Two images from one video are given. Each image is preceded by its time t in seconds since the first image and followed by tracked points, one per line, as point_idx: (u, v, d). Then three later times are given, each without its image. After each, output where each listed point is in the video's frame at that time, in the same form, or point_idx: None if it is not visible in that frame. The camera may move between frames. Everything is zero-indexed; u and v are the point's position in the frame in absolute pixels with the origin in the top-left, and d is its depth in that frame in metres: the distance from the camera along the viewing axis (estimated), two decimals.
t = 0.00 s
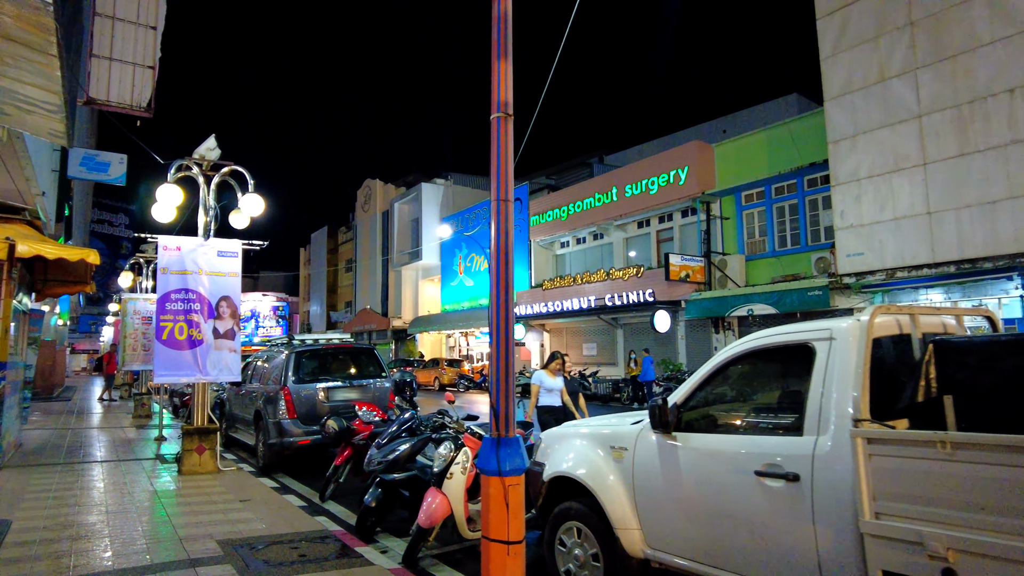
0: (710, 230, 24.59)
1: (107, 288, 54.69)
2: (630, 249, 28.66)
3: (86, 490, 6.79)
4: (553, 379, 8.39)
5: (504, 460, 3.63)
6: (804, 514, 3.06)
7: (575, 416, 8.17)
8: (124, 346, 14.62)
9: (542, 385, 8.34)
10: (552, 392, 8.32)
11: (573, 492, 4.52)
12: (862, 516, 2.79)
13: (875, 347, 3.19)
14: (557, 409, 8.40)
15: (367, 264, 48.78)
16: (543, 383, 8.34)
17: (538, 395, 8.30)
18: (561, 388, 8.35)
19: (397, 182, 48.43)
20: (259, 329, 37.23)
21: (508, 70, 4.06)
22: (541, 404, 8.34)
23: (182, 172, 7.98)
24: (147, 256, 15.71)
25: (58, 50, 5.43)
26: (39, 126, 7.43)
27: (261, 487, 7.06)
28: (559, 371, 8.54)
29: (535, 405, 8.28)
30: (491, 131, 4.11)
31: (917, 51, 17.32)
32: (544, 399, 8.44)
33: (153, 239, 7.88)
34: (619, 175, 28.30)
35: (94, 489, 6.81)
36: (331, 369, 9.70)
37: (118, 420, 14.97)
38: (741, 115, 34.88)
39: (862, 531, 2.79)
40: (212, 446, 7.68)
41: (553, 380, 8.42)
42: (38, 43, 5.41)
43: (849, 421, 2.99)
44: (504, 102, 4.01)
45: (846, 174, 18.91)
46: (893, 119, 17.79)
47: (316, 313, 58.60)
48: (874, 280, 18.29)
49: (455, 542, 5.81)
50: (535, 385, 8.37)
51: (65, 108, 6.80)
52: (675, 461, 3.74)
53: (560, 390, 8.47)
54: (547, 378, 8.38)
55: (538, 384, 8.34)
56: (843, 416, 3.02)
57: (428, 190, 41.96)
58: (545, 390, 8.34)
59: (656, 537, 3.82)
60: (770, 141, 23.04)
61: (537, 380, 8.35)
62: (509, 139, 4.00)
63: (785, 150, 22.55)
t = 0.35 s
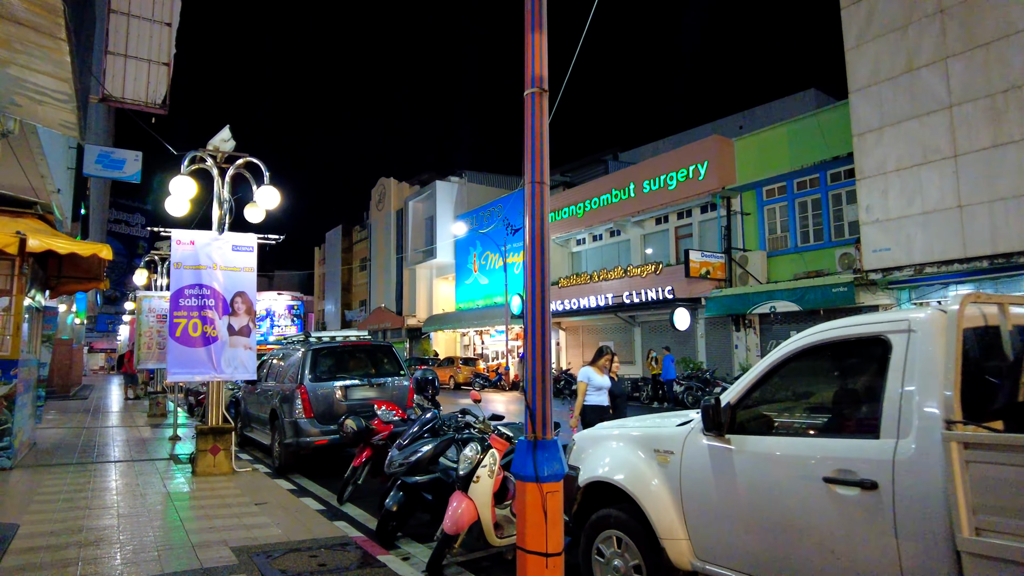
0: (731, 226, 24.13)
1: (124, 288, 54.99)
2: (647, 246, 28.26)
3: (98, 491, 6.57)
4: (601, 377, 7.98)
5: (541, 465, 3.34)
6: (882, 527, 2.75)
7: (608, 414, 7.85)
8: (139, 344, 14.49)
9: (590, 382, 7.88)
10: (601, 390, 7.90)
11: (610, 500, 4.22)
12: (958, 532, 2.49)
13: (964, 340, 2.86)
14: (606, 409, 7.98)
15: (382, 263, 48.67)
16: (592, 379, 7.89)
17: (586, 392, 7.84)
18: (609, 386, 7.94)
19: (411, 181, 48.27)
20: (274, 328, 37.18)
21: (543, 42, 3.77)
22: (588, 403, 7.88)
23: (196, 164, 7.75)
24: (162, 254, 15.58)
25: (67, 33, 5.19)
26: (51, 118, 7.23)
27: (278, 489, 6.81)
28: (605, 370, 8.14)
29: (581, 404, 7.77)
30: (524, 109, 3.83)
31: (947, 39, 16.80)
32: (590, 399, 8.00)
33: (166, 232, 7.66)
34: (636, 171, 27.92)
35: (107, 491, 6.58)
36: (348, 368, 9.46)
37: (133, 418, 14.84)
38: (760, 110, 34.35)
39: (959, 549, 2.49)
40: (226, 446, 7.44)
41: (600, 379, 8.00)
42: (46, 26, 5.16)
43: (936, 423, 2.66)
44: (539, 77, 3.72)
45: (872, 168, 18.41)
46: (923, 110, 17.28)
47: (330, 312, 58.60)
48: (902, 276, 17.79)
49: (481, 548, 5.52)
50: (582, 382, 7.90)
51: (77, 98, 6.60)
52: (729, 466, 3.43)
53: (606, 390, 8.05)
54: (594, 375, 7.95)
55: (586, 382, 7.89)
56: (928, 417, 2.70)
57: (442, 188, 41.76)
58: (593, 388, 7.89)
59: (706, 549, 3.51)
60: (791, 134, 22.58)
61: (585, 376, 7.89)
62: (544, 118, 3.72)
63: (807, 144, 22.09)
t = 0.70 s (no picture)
0: (750, 222, 23.67)
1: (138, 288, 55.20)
2: (663, 243, 27.88)
3: (109, 497, 6.35)
4: (659, 380, 7.59)
5: (584, 477, 3.03)
6: (984, 550, 2.50)
7: (661, 419, 7.53)
8: (152, 344, 14.33)
9: (649, 386, 7.49)
10: (660, 394, 7.52)
11: (650, 512, 3.93)
12: None
13: None
14: (665, 414, 7.64)
15: (394, 262, 48.52)
16: (651, 383, 7.50)
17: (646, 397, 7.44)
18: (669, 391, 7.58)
19: (423, 179, 48.07)
20: (287, 328, 37.11)
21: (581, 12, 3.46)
22: (647, 408, 7.48)
23: (207, 158, 7.49)
24: (175, 252, 15.42)
25: (70, 18, 4.91)
26: (58, 111, 7.00)
27: (293, 495, 6.54)
28: (664, 373, 7.77)
29: (642, 408, 7.37)
30: (559, 87, 3.53)
31: (976, 27, 16.28)
32: (647, 403, 7.64)
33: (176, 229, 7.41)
34: (652, 167, 27.52)
35: (119, 497, 6.34)
36: (364, 368, 9.21)
37: (146, 419, 14.70)
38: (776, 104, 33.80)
39: None
40: (241, 450, 7.20)
41: (659, 382, 7.62)
42: (47, 10, 4.89)
43: None
44: (577, 51, 3.42)
45: (896, 161, 17.92)
46: (950, 101, 16.77)
47: (343, 312, 58.57)
48: (929, 272, 17.32)
49: (508, 559, 5.26)
50: (640, 385, 7.48)
51: (84, 89, 6.36)
52: (793, 476, 3.15)
53: (664, 394, 7.68)
54: (653, 379, 7.55)
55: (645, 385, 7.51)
56: None
57: (454, 186, 41.50)
58: (652, 392, 7.50)
59: (768, 567, 3.23)
60: (812, 128, 22.11)
61: (643, 379, 7.48)
62: (583, 96, 3.43)
63: (827, 138, 21.62)
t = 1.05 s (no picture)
0: (769, 220, 23.29)
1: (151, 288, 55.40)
2: (680, 242, 27.51)
3: (126, 501, 6.16)
4: (727, 381, 6.72)
5: (642, 487, 2.80)
6: None
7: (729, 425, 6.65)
8: (166, 344, 14.20)
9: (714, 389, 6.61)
10: (728, 398, 6.65)
11: (698, 523, 3.67)
12: None
13: None
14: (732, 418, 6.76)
15: (407, 262, 48.37)
16: (717, 385, 6.64)
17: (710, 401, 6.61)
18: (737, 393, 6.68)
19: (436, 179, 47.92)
20: (300, 328, 37.02)
21: None
22: (713, 412, 6.63)
23: (224, 152, 7.30)
24: (190, 251, 15.28)
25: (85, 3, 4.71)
26: (73, 105, 6.83)
27: (313, 500, 6.30)
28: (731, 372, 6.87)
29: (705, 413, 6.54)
30: (607, 66, 3.32)
31: (1006, 19, 15.87)
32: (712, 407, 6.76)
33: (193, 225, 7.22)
34: (668, 164, 27.18)
35: (133, 502, 6.12)
36: (383, 367, 8.97)
37: (161, 420, 14.56)
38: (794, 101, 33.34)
39: None
40: (258, 452, 6.98)
41: (726, 383, 6.75)
42: None
43: None
44: (627, 26, 3.21)
45: (922, 156, 17.52)
46: (979, 94, 16.36)
47: (355, 312, 58.52)
48: (956, 271, 16.87)
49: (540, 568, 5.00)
50: (704, 387, 6.64)
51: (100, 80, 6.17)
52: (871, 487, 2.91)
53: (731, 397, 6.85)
54: (720, 379, 6.69)
55: (709, 387, 6.64)
56: None
57: (467, 185, 41.30)
58: (717, 396, 6.67)
59: None
60: (832, 124, 21.72)
61: (708, 380, 6.64)
62: (634, 74, 3.20)
63: (849, 134, 21.22)
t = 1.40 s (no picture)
0: (777, 219, 23.06)
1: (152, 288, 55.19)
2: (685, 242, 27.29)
3: (126, 510, 5.92)
4: (792, 387, 5.96)
5: (691, 504, 2.58)
6: None
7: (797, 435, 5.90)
8: (168, 345, 13.99)
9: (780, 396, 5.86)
10: (796, 405, 5.88)
11: (733, 538, 3.44)
12: None
13: None
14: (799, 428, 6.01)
15: (409, 262, 48.16)
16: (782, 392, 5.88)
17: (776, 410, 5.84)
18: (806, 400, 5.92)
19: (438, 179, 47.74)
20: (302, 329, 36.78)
21: None
22: (778, 421, 5.87)
23: (228, 147, 7.07)
24: (192, 250, 15.08)
25: None
26: (72, 97, 6.60)
27: (321, 508, 6.06)
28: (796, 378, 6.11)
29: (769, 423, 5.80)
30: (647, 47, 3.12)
31: (1021, 15, 15.66)
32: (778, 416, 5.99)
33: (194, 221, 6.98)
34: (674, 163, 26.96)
35: (134, 510, 5.87)
36: (390, 370, 8.73)
37: (163, 422, 14.34)
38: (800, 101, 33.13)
39: None
40: (264, 457, 6.73)
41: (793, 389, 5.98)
42: None
43: None
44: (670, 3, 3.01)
45: (934, 155, 17.30)
46: (993, 91, 16.15)
47: (357, 312, 58.33)
48: (969, 270, 16.60)
49: None
50: (768, 395, 5.90)
51: (100, 71, 5.93)
52: (941, 504, 2.67)
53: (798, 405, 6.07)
54: (785, 386, 5.93)
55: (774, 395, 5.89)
56: None
57: (470, 185, 41.10)
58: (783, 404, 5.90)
59: None
60: (840, 123, 21.50)
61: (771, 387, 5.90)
62: (677, 56, 3.00)
63: (857, 133, 21.00)
